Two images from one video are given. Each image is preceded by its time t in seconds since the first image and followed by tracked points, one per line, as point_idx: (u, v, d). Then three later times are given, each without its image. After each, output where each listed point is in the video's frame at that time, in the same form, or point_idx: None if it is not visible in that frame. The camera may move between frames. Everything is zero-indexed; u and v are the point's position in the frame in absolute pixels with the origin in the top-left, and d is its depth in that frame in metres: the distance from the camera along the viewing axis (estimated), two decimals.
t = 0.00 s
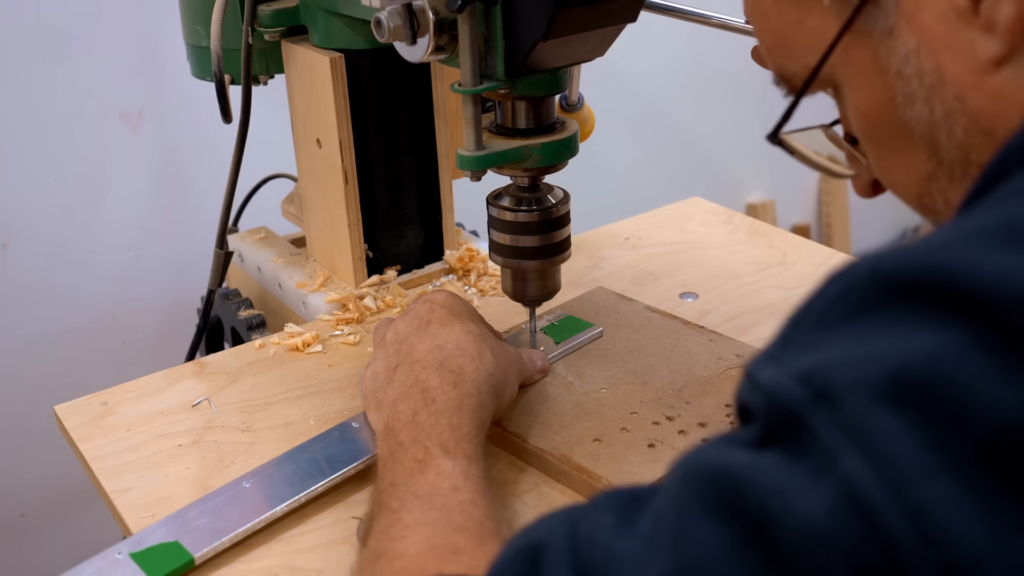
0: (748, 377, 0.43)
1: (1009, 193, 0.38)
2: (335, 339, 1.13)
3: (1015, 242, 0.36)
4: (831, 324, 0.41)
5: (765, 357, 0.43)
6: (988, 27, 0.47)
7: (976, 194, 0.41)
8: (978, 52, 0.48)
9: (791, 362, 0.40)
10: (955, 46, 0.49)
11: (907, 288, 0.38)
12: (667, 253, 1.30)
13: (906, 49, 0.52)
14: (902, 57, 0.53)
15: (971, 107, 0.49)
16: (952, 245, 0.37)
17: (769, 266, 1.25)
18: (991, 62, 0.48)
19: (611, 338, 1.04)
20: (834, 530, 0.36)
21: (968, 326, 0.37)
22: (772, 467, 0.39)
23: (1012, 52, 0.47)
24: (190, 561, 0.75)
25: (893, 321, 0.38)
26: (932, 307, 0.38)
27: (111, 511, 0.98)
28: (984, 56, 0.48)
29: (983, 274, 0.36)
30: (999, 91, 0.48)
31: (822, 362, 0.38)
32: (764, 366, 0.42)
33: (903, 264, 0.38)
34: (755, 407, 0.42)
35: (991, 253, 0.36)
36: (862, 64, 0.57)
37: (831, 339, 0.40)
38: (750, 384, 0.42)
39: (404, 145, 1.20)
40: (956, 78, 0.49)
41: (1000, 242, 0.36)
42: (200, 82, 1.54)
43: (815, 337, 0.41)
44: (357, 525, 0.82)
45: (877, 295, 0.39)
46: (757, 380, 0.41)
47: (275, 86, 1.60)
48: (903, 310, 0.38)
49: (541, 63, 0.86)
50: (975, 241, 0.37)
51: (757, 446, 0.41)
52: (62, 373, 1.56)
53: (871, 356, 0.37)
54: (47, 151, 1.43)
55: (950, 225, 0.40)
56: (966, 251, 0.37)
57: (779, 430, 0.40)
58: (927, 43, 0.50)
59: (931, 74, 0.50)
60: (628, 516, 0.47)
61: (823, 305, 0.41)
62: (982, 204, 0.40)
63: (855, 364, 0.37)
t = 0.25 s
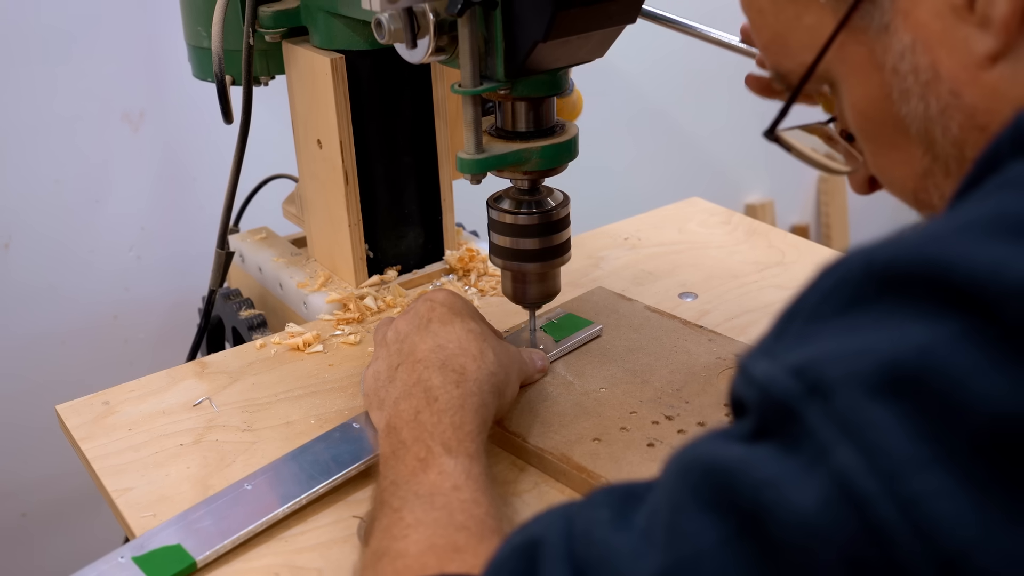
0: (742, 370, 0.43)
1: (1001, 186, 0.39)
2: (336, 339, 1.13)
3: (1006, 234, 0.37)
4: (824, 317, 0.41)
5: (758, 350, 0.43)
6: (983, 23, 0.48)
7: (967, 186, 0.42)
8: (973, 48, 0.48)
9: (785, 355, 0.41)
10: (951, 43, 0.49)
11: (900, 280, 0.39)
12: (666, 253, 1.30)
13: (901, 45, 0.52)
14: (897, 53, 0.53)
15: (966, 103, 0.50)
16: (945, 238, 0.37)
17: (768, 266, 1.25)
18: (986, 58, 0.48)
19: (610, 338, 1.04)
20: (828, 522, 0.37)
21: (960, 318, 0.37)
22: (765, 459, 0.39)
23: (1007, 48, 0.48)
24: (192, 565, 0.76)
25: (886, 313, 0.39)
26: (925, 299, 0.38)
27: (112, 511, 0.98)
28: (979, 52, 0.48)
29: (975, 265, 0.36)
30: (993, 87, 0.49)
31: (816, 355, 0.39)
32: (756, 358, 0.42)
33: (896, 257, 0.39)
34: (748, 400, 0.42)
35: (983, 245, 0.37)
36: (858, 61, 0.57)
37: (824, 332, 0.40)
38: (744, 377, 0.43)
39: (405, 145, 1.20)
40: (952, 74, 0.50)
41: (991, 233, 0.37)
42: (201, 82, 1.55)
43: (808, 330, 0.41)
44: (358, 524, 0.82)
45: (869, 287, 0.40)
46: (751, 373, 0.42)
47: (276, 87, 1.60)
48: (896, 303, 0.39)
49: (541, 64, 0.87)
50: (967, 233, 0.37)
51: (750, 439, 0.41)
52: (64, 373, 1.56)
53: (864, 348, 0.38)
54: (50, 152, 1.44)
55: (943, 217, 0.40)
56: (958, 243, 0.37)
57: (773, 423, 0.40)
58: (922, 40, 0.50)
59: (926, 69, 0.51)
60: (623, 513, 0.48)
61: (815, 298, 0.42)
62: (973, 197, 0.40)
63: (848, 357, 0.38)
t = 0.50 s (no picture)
0: (739, 359, 0.43)
1: (1000, 170, 0.39)
2: (337, 339, 1.14)
3: (1002, 219, 0.37)
4: (821, 306, 0.41)
5: (755, 338, 0.43)
6: (986, 13, 0.48)
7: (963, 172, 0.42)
8: (976, 37, 0.48)
9: (781, 344, 0.40)
10: (954, 33, 0.49)
11: (896, 267, 0.38)
12: (666, 253, 1.31)
13: (905, 36, 0.52)
14: (900, 43, 0.53)
15: (969, 92, 0.50)
16: (941, 225, 0.37)
17: (767, 266, 1.26)
18: (990, 48, 0.48)
19: (609, 338, 1.05)
20: (822, 510, 0.36)
21: (957, 305, 0.37)
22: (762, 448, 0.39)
23: (1010, 37, 0.48)
24: (195, 563, 0.76)
25: (882, 301, 0.39)
26: (921, 286, 0.38)
27: (114, 510, 0.99)
28: (983, 41, 0.48)
29: (972, 252, 0.36)
30: (997, 76, 0.48)
31: (812, 343, 0.39)
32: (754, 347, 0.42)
33: (893, 244, 0.38)
34: (745, 389, 0.42)
35: (978, 232, 0.36)
36: (861, 52, 0.57)
37: (820, 320, 0.40)
38: (741, 366, 0.42)
39: (405, 146, 1.20)
40: (954, 64, 0.50)
41: (987, 222, 0.37)
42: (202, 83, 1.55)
43: (804, 318, 0.41)
44: (359, 523, 0.83)
45: (866, 275, 0.40)
46: (748, 362, 0.41)
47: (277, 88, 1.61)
48: (892, 290, 0.39)
49: (541, 66, 0.87)
50: (964, 220, 0.37)
51: (747, 429, 0.41)
52: (65, 372, 1.57)
53: (860, 336, 0.38)
54: (51, 152, 1.44)
55: (939, 204, 0.40)
56: (955, 230, 0.37)
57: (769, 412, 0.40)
58: (925, 30, 0.50)
59: (930, 60, 0.51)
60: (623, 504, 0.48)
61: (812, 286, 0.41)
62: (969, 184, 0.40)
63: (844, 344, 0.38)
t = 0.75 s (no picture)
0: (739, 358, 0.43)
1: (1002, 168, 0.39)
2: (338, 338, 1.14)
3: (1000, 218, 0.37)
4: (820, 306, 0.41)
5: (756, 338, 0.43)
6: (990, 4, 0.48)
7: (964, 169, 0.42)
8: (981, 29, 0.49)
9: (781, 346, 0.41)
10: (958, 25, 0.49)
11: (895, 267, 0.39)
12: (666, 254, 1.31)
13: (908, 27, 0.52)
14: (904, 35, 0.53)
15: (973, 84, 0.50)
16: (937, 226, 0.37)
17: (767, 266, 1.26)
18: (994, 39, 0.49)
19: (608, 338, 1.05)
20: (821, 513, 0.37)
21: (955, 305, 0.37)
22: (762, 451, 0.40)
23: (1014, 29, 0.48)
24: (196, 560, 0.77)
25: (881, 301, 0.39)
26: (920, 286, 0.38)
27: (115, 509, 0.99)
28: (987, 32, 0.49)
29: (967, 252, 0.36)
30: (1001, 67, 0.49)
31: (812, 346, 0.39)
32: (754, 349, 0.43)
33: (891, 245, 0.38)
34: (746, 391, 0.42)
35: (977, 232, 0.37)
36: (863, 45, 0.57)
37: (821, 321, 0.40)
38: (742, 365, 0.43)
39: (405, 146, 1.21)
40: (958, 55, 0.50)
41: (984, 221, 0.37)
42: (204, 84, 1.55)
43: (805, 319, 0.41)
44: (360, 522, 0.83)
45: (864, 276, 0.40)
46: (749, 363, 0.42)
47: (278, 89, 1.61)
48: (892, 290, 0.39)
49: (541, 66, 0.88)
50: (961, 219, 0.37)
51: (748, 430, 0.42)
52: (68, 372, 1.57)
53: (858, 338, 0.38)
54: (53, 153, 1.45)
55: (937, 202, 0.40)
56: (952, 230, 0.37)
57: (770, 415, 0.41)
58: (929, 21, 0.51)
59: (933, 51, 0.51)
60: (625, 505, 0.49)
61: (812, 286, 0.42)
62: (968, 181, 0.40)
63: (842, 347, 0.38)
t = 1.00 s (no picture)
0: (712, 368, 0.43)
1: (973, 175, 0.37)
2: (338, 338, 1.14)
3: (972, 229, 0.35)
4: (791, 318, 0.40)
5: (729, 350, 0.42)
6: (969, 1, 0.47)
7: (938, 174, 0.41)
8: (961, 26, 0.48)
9: (752, 360, 0.40)
10: (938, 22, 0.49)
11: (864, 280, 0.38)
12: (666, 254, 1.31)
13: (889, 25, 0.52)
14: (885, 33, 0.53)
15: (954, 82, 0.50)
16: (906, 237, 0.36)
17: (766, 266, 1.26)
18: (974, 36, 0.48)
19: (607, 338, 1.06)
20: (784, 533, 0.36)
21: (922, 320, 0.36)
22: (730, 468, 0.39)
23: (993, 25, 0.47)
24: (196, 561, 0.77)
25: (849, 314, 0.38)
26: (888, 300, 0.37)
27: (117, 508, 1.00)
28: (967, 30, 0.48)
29: (935, 265, 0.35)
30: (981, 65, 0.48)
31: (779, 361, 0.38)
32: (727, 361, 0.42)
33: (859, 258, 0.37)
34: (718, 405, 0.41)
35: (944, 244, 0.35)
36: (846, 42, 0.58)
37: (790, 334, 0.39)
38: (715, 376, 0.43)
39: (405, 147, 1.21)
40: (938, 52, 0.49)
41: (953, 233, 0.36)
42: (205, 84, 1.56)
43: (776, 332, 0.40)
44: (360, 521, 0.84)
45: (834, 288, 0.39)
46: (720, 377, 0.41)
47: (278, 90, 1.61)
48: (860, 303, 0.38)
49: (541, 66, 0.88)
50: (931, 229, 0.36)
51: (718, 445, 0.41)
52: (69, 372, 1.58)
53: (825, 353, 0.37)
54: (54, 153, 1.45)
55: (910, 210, 0.39)
56: (921, 241, 0.36)
57: (739, 429, 0.40)
58: (910, 19, 0.50)
59: (914, 49, 0.51)
60: (600, 517, 0.49)
61: (784, 297, 0.41)
62: (941, 187, 0.39)
63: (809, 362, 0.37)
